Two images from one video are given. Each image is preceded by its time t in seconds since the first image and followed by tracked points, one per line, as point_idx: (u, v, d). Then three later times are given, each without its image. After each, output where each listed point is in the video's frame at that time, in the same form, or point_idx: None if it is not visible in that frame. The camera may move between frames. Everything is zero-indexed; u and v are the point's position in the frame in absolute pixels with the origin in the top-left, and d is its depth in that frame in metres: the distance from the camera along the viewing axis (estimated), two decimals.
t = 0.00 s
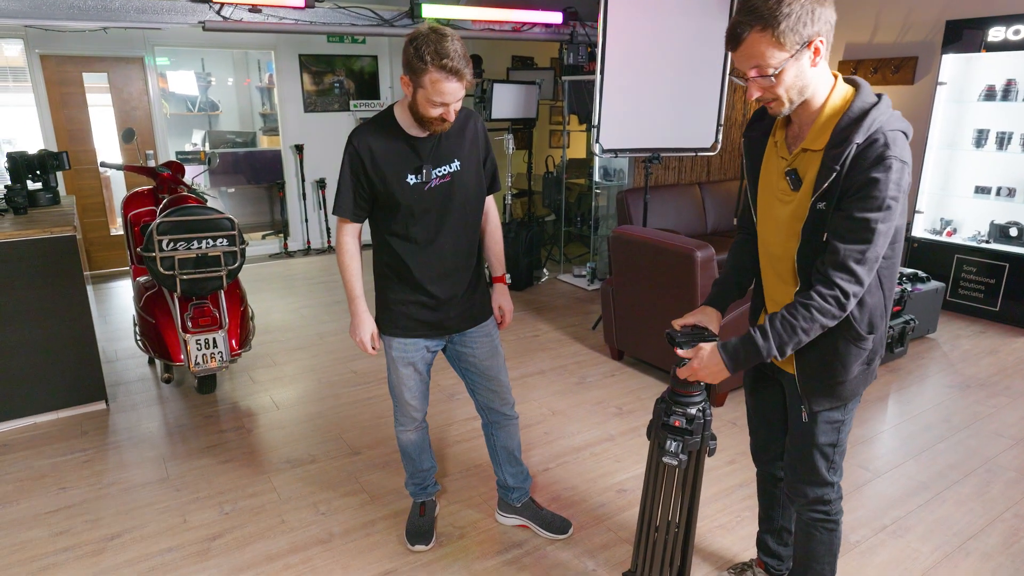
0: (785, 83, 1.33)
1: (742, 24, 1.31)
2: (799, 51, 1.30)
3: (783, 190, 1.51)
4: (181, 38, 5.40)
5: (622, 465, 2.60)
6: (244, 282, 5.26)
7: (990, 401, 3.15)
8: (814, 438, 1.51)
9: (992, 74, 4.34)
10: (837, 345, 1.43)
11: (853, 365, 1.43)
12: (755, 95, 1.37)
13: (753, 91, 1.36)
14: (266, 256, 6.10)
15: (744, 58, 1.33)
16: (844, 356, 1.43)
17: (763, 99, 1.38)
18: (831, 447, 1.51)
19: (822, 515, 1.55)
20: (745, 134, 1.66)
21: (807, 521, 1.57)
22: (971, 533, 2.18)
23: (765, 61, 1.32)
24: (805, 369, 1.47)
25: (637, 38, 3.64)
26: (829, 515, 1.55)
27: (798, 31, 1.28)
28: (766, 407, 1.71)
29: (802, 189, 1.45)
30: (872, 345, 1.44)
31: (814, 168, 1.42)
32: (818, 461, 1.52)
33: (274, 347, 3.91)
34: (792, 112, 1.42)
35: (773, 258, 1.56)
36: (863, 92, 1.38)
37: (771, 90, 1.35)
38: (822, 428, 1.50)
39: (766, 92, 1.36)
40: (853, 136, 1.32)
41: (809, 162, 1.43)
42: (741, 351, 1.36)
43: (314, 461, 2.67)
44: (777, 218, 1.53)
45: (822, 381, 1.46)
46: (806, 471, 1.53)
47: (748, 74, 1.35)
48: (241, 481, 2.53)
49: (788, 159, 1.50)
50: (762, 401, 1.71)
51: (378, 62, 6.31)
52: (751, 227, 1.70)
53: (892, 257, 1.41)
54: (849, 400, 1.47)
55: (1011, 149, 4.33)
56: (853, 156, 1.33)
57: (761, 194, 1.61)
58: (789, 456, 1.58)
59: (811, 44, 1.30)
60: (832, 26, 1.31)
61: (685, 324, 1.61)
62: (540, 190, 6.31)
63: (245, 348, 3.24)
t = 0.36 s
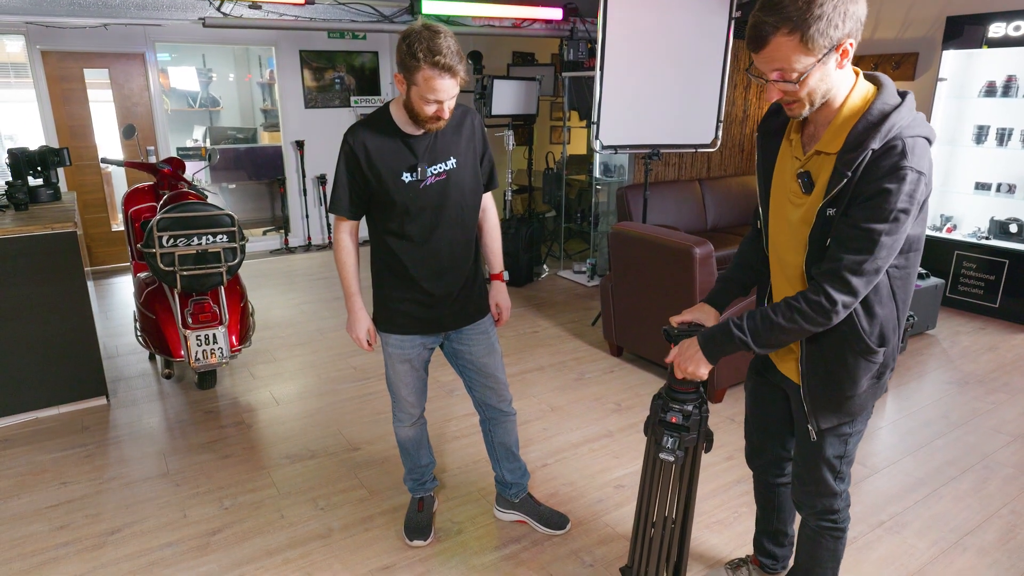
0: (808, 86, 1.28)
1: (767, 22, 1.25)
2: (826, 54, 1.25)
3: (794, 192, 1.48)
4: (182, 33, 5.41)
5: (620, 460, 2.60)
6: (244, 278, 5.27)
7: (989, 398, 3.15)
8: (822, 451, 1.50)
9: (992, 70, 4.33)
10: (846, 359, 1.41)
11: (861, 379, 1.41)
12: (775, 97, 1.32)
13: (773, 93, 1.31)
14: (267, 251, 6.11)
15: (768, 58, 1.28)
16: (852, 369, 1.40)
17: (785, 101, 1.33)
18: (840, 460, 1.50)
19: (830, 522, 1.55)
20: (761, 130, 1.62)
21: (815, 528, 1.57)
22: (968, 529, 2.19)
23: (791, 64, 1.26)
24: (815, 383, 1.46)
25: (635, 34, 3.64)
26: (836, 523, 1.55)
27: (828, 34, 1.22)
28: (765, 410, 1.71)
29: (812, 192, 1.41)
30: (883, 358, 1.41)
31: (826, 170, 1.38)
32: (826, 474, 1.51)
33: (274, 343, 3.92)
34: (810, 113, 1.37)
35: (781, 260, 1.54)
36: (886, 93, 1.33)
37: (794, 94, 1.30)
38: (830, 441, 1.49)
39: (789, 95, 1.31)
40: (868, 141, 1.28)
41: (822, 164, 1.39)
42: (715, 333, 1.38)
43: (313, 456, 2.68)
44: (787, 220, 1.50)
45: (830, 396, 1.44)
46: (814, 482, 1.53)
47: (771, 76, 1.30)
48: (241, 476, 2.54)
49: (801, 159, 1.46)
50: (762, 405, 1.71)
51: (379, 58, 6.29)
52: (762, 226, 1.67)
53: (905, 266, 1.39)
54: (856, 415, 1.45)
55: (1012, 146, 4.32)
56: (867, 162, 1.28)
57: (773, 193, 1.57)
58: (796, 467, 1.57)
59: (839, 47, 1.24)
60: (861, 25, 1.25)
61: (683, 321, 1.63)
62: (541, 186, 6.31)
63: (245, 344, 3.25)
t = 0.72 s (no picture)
0: (793, 98, 1.28)
1: (752, 34, 1.25)
2: (811, 70, 1.24)
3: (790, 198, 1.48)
4: (183, 32, 5.41)
5: (619, 459, 2.62)
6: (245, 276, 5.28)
7: (987, 396, 3.16)
8: (812, 454, 1.51)
9: (991, 69, 4.34)
10: (832, 367, 1.42)
11: (847, 388, 1.42)
12: (763, 105, 1.33)
13: (758, 101, 1.32)
14: (268, 250, 6.12)
15: (754, 69, 1.28)
16: (838, 378, 1.42)
17: (775, 110, 1.33)
18: (831, 463, 1.51)
19: (823, 525, 1.55)
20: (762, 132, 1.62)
21: (810, 530, 1.58)
22: (964, 528, 2.20)
23: (776, 77, 1.26)
24: (802, 389, 1.47)
25: (635, 33, 3.64)
26: (831, 526, 1.55)
27: (811, 52, 1.21)
28: (766, 412, 1.73)
29: (805, 200, 1.41)
30: (870, 368, 1.42)
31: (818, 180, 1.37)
32: (818, 477, 1.52)
33: (275, 341, 3.93)
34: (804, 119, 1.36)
35: (776, 265, 1.54)
36: (881, 103, 1.31)
37: (781, 104, 1.30)
38: (819, 445, 1.50)
39: (778, 105, 1.31)
40: (856, 155, 1.27)
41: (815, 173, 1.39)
42: (722, 369, 1.31)
43: (313, 455, 2.69)
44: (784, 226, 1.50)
45: (817, 402, 1.45)
46: (806, 484, 1.54)
47: (757, 87, 1.30)
48: (241, 475, 2.55)
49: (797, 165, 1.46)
50: (764, 407, 1.73)
51: (379, 57, 6.30)
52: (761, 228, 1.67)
53: (894, 277, 1.38)
54: (844, 422, 1.46)
55: (1010, 145, 4.33)
56: (854, 175, 1.28)
57: (772, 196, 1.57)
58: (790, 468, 1.58)
59: (825, 63, 1.23)
60: (853, 39, 1.23)
61: (681, 321, 1.64)
62: (541, 185, 6.32)
63: (246, 343, 3.26)
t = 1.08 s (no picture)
0: (774, 110, 1.29)
1: (732, 49, 1.26)
2: (792, 82, 1.25)
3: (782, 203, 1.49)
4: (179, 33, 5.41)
5: (614, 458, 2.63)
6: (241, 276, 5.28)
7: (979, 394, 3.18)
8: (805, 455, 1.53)
9: (984, 69, 4.36)
10: (827, 370, 1.43)
11: (841, 392, 1.43)
12: (745, 118, 1.34)
13: (740, 114, 1.33)
14: (264, 250, 6.12)
15: (735, 84, 1.29)
16: (834, 380, 1.43)
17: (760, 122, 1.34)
18: (823, 465, 1.51)
19: (820, 525, 1.56)
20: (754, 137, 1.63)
21: (805, 530, 1.59)
22: (956, 524, 2.22)
23: (757, 90, 1.28)
24: (798, 393, 1.48)
25: (630, 34, 3.65)
26: (826, 526, 1.56)
27: (790, 66, 1.22)
28: (762, 410, 1.75)
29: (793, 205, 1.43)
30: (865, 371, 1.42)
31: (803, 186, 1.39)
32: (812, 477, 1.53)
33: (271, 342, 3.93)
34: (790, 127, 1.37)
35: (770, 268, 1.56)
36: (864, 108, 1.31)
37: (763, 116, 1.31)
38: (812, 446, 1.51)
39: (762, 117, 1.32)
40: (835, 160, 1.28)
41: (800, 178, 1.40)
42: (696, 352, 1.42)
43: (309, 455, 2.69)
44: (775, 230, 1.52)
45: (812, 404, 1.46)
46: (800, 484, 1.55)
47: (739, 101, 1.32)
48: (237, 475, 2.56)
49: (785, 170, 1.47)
50: (761, 405, 1.75)
51: (375, 57, 6.30)
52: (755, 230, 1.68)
53: (885, 279, 1.38)
54: (837, 424, 1.47)
55: (1003, 144, 4.35)
56: (833, 180, 1.29)
57: (764, 200, 1.58)
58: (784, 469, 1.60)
59: (805, 74, 1.24)
60: (831, 51, 1.24)
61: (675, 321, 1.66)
62: (537, 184, 6.33)
63: (242, 343, 3.26)
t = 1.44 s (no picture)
0: (778, 118, 1.30)
1: (732, 59, 1.25)
2: (796, 88, 1.26)
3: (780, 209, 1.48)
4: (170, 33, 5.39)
5: (606, 456, 2.64)
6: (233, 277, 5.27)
7: (967, 391, 3.22)
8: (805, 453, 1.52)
9: (972, 69, 4.40)
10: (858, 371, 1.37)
11: (870, 394, 1.35)
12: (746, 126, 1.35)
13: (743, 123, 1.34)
14: (256, 250, 6.10)
15: (738, 94, 1.29)
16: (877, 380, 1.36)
17: (760, 130, 1.35)
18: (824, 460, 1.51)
19: (814, 520, 1.59)
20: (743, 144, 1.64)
21: (801, 524, 1.61)
22: (944, 519, 2.24)
23: (761, 101, 1.28)
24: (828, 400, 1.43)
25: (621, 34, 3.67)
26: (821, 521, 1.59)
27: (794, 73, 1.23)
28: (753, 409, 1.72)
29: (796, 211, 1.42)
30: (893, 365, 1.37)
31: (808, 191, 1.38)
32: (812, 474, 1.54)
33: (263, 342, 3.93)
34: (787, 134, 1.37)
35: (772, 275, 1.55)
36: (858, 109, 1.32)
37: (766, 125, 1.32)
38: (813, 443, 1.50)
39: (762, 125, 1.33)
40: (843, 164, 1.28)
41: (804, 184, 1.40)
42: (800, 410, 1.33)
43: (302, 456, 2.69)
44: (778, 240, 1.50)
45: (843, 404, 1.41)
46: (799, 480, 1.55)
47: (745, 112, 1.32)
48: (229, 476, 2.55)
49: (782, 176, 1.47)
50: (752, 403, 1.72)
51: (367, 57, 6.29)
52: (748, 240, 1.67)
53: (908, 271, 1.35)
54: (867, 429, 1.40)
55: (990, 144, 4.40)
56: (843, 185, 1.28)
57: (759, 208, 1.58)
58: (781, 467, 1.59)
59: (807, 81, 1.26)
60: (828, 56, 1.26)
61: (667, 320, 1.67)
62: (529, 184, 6.34)
63: (234, 344, 3.26)
